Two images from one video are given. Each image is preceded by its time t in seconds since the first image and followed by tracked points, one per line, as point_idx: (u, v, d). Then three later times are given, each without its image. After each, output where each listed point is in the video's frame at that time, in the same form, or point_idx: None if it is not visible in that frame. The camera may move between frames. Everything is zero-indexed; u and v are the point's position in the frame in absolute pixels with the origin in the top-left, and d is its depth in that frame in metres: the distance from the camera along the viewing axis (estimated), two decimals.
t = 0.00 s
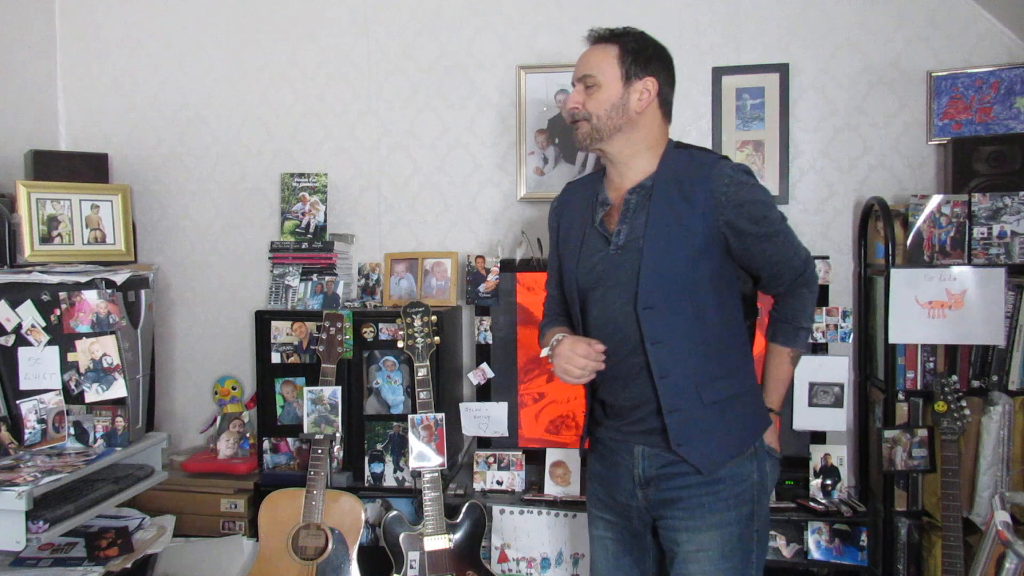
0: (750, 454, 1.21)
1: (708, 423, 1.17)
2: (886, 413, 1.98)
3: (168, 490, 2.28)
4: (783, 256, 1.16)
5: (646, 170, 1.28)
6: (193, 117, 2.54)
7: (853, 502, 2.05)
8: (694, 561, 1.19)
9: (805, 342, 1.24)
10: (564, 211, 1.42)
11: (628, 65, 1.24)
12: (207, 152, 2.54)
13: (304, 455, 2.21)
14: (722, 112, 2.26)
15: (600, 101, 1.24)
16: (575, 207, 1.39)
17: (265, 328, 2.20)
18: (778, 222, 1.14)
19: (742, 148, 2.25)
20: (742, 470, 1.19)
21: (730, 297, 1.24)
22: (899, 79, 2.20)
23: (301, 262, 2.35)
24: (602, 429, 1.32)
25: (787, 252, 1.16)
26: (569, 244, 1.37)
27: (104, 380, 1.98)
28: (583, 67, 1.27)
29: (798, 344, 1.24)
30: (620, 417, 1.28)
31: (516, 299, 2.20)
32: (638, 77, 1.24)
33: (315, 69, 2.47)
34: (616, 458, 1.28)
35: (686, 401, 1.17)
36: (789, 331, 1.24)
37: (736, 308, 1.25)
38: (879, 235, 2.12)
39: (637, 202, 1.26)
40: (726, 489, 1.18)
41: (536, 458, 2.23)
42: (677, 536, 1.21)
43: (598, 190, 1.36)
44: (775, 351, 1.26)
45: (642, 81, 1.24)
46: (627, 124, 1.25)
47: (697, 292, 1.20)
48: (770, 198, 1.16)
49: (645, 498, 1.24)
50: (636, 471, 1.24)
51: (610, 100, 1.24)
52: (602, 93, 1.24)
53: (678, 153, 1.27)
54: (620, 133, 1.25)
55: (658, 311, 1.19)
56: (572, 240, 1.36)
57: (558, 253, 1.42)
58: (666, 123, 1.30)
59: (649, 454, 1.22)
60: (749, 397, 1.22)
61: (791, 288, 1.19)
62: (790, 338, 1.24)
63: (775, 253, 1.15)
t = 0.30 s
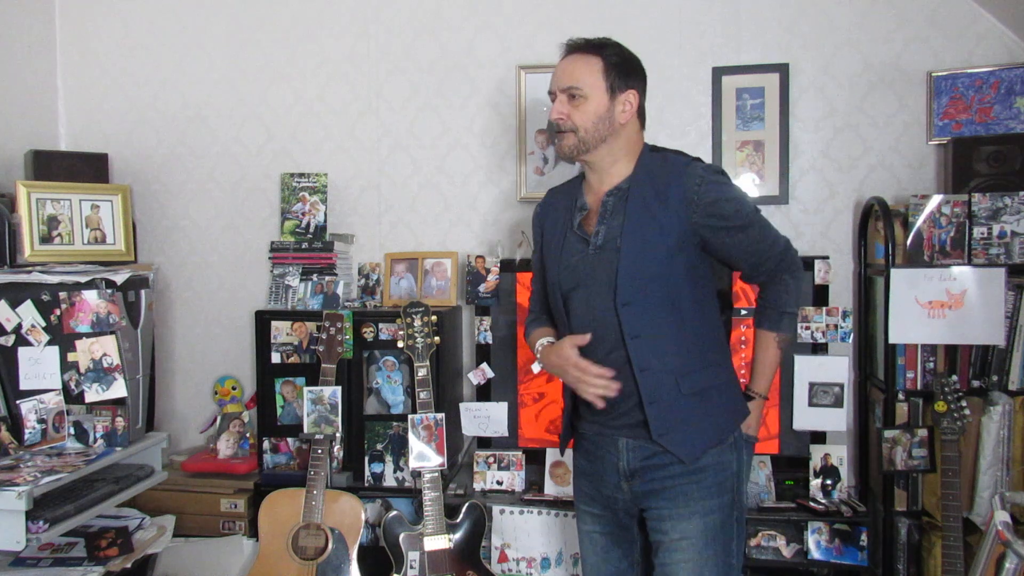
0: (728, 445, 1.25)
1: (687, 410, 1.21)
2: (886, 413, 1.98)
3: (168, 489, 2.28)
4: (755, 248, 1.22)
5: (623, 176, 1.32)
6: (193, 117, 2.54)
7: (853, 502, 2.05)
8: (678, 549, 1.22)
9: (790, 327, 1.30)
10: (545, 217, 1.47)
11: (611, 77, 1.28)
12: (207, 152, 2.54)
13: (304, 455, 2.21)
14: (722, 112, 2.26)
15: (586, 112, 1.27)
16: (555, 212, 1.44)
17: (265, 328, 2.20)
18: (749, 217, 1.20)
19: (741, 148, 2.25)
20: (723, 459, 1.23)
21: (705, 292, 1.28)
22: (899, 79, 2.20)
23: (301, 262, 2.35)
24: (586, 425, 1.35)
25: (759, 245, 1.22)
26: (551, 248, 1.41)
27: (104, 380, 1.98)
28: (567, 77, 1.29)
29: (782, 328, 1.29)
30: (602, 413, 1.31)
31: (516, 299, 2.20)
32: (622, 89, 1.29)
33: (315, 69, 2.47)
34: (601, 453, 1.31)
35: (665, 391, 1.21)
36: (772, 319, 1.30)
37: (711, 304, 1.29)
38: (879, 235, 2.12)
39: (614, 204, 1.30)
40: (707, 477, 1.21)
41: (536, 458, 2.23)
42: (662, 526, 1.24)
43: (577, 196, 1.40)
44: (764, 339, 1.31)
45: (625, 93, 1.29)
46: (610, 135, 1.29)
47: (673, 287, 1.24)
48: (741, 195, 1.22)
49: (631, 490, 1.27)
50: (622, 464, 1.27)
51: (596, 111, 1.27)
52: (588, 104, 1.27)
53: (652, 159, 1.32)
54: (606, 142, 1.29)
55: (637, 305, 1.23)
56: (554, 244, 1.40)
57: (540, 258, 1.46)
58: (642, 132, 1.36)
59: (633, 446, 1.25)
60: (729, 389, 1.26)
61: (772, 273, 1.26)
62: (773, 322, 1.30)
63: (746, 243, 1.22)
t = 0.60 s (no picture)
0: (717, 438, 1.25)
1: (673, 402, 1.21)
2: (887, 413, 1.98)
3: (168, 489, 2.28)
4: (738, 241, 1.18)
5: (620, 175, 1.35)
6: (193, 118, 2.54)
7: (853, 502, 2.05)
8: (661, 538, 1.21)
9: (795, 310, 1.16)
10: (536, 218, 1.48)
11: (608, 82, 1.31)
12: (207, 152, 2.54)
13: (304, 455, 2.21)
14: (722, 112, 2.26)
15: (594, 120, 1.29)
16: (545, 213, 1.45)
17: (265, 328, 2.20)
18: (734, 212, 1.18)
19: (741, 148, 2.25)
20: (710, 451, 1.23)
21: (691, 290, 1.28)
22: (899, 79, 2.20)
23: (301, 262, 2.35)
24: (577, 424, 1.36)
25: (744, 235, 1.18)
26: (541, 248, 1.42)
27: (104, 380, 1.98)
28: (566, 86, 1.29)
29: (787, 309, 1.16)
30: (593, 411, 1.32)
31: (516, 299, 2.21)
32: (617, 95, 1.33)
33: (315, 69, 2.48)
34: (592, 449, 1.32)
35: (650, 384, 1.22)
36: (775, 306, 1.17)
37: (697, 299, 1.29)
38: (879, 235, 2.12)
39: (601, 202, 1.32)
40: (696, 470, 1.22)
41: (536, 458, 2.23)
42: (646, 515, 1.23)
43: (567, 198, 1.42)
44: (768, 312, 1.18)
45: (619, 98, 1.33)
46: (613, 138, 1.33)
47: (660, 283, 1.25)
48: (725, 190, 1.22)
49: (623, 485, 1.28)
50: (613, 460, 1.27)
51: (602, 118, 1.30)
52: (593, 112, 1.29)
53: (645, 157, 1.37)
54: (610, 146, 1.32)
55: (624, 301, 1.24)
56: (544, 243, 1.41)
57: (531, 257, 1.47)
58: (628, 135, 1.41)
59: (625, 442, 1.26)
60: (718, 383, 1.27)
61: (767, 266, 1.18)
62: (775, 302, 1.16)
63: (733, 238, 1.18)
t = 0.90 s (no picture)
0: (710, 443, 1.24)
1: (662, 406, 1.21)
2: (887, 414, 1.98)
3: (168, 489, 2.28)
4: (728, 245, 1.16)
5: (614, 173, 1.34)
6: (193, 117, 2.54)
7: (853, 502, 2.05)
8: (648, 544, 1.20)
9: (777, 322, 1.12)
10: (526, 219, 1.47)
11: (598, 80, 1.30)
12: (207, 152, 2.54)
13: (304, 455, 2.21)
14: (722, 112, 2.26)
15: (584, 120, 1.28)
16: (534, 214, 1.45)
17: (265, 328, 2.20)
18: (726, 216, 1.16)
19: (741, 148, 2.25)
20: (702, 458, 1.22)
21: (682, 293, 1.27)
22: (900, 79, 2.20)
23: (301, 262, 2.35)
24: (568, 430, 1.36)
25: (729, 242, 1.16)
26: (531, 249, 1.41)
27: (104, 380, 1.98)
28: (555, 86, 1.28)
29: (766, 318, 1.12)
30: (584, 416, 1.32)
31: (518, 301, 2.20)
32: (607, 92, 1.32)
33: (315, 69, 2.47)
34: (584, 456, 1.32)
35: (640, 388, 1.21)
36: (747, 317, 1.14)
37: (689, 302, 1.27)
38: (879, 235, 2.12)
39: (593, 202, 1.31)
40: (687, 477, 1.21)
41: (536, 458, 2.22)
42: (634, 520, 1.22)
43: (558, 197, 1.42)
44: (744, 316, 1.14)
45: (610, 95, 1.32)
46: (605, 136, 1.32)
47: (650, 286, 1.23)
48: (717, 194, 1.20)
49: (614, 493, 1.28)
50: (604, 468, 1.28)
51: (593, 117, 1.29)
52: (583, 111, 1.28)
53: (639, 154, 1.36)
54: (602, 145, 1.32)
55: (614, 303, 1.23)
56: (534, 244, 1.41)
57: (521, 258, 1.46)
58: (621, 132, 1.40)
59: (616, 450, 1.26)
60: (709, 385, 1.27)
61: (749, 279, 1.15)
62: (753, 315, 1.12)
63: (724, 243, 1.16)
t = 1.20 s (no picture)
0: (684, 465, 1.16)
1: (631, 419, 1.14)
2: (886, 413, 1.98)
3: (168, 489, 2.28)
4: (719, 258, 1.09)
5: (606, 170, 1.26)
6: (193, 117, 2.54)
7: (853, 502, 2.05)
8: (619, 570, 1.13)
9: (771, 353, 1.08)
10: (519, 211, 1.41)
11: (584, 76, 1.20)
12: (208, 152, 2.54)
13: (304, 455, 2.21)
14: (722, 112, 2.26)
15: (572, 122, 1.19)
16: (526, 209, 1.39)
17: (265, 328, 2.20)
18: (724, 229, 1.09)
19: (741, 148, 2.25)
20: (675, 481, 1.15)
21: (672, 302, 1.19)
22: (900, 79, 2.20)
23: (301, 262, 2.35)
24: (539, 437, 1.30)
25: (731, 260, 1.09)
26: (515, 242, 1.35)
27: (104, 380, 1.98)
28: (537, 87, 1.19)
29: (756, 355, 1.07)
30: (549, 422, 1.26)
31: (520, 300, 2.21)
32: (597, 87, 1.22)
33: (315, 69, 2.48)
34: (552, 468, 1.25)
35: (613, 396, 1.14)
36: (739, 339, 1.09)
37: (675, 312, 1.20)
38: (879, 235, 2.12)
39: (584, 196, 1.25)
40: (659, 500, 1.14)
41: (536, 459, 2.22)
42: (604, 547, 1.16)
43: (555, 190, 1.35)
44: (733, 352, 1.09)
45: (601, 89, 1.22)
46: (597, 134, 1.23)
47: (633, 290, 1.16)
48: (717, 201, 1.12)
49: (580, 510, 1.21)
50: (569, 484, 1.21)
51: (581, 117, 1.20)
52: (571, 112, 1.19)
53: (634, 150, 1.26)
54: (593, 144, 1.23)
55: (593, 303, 1.16)
56: (520, 237, 1.35)
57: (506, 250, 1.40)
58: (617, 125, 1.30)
59: (584, 465, 1.19)
60: (695, 402, 1.20)
61: (743, 301, 1.10)
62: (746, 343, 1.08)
63: (715, 255, 1.09)
